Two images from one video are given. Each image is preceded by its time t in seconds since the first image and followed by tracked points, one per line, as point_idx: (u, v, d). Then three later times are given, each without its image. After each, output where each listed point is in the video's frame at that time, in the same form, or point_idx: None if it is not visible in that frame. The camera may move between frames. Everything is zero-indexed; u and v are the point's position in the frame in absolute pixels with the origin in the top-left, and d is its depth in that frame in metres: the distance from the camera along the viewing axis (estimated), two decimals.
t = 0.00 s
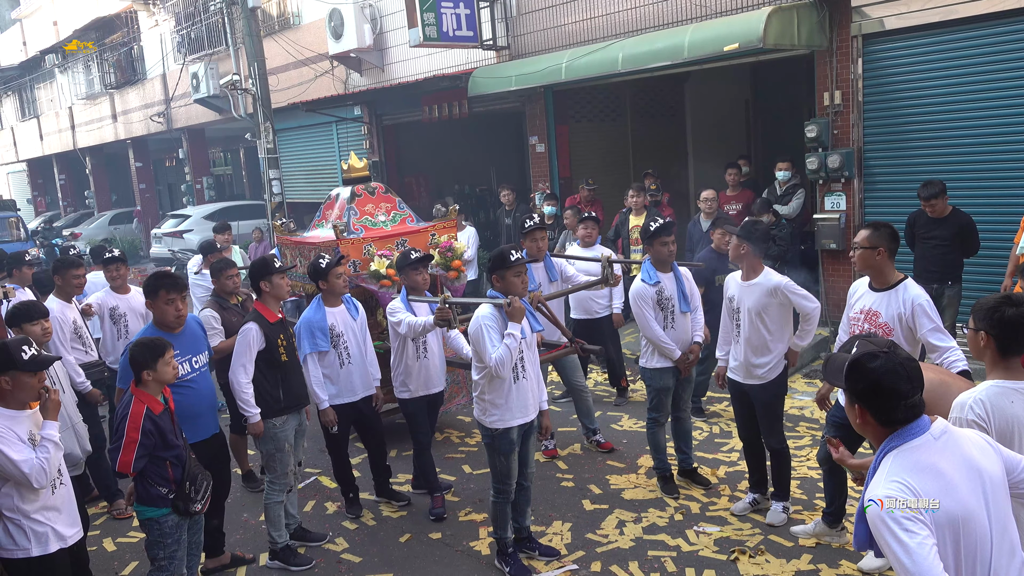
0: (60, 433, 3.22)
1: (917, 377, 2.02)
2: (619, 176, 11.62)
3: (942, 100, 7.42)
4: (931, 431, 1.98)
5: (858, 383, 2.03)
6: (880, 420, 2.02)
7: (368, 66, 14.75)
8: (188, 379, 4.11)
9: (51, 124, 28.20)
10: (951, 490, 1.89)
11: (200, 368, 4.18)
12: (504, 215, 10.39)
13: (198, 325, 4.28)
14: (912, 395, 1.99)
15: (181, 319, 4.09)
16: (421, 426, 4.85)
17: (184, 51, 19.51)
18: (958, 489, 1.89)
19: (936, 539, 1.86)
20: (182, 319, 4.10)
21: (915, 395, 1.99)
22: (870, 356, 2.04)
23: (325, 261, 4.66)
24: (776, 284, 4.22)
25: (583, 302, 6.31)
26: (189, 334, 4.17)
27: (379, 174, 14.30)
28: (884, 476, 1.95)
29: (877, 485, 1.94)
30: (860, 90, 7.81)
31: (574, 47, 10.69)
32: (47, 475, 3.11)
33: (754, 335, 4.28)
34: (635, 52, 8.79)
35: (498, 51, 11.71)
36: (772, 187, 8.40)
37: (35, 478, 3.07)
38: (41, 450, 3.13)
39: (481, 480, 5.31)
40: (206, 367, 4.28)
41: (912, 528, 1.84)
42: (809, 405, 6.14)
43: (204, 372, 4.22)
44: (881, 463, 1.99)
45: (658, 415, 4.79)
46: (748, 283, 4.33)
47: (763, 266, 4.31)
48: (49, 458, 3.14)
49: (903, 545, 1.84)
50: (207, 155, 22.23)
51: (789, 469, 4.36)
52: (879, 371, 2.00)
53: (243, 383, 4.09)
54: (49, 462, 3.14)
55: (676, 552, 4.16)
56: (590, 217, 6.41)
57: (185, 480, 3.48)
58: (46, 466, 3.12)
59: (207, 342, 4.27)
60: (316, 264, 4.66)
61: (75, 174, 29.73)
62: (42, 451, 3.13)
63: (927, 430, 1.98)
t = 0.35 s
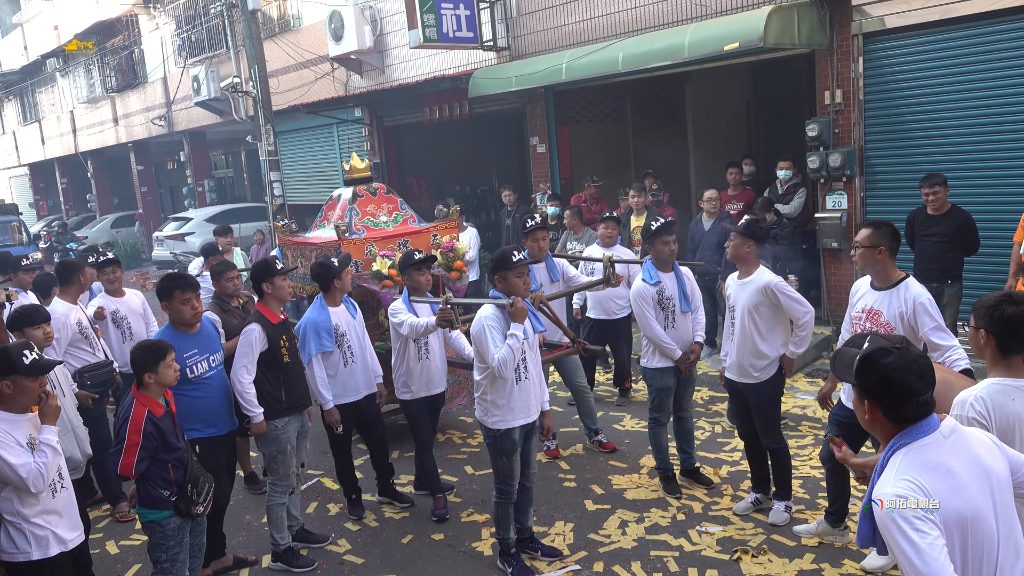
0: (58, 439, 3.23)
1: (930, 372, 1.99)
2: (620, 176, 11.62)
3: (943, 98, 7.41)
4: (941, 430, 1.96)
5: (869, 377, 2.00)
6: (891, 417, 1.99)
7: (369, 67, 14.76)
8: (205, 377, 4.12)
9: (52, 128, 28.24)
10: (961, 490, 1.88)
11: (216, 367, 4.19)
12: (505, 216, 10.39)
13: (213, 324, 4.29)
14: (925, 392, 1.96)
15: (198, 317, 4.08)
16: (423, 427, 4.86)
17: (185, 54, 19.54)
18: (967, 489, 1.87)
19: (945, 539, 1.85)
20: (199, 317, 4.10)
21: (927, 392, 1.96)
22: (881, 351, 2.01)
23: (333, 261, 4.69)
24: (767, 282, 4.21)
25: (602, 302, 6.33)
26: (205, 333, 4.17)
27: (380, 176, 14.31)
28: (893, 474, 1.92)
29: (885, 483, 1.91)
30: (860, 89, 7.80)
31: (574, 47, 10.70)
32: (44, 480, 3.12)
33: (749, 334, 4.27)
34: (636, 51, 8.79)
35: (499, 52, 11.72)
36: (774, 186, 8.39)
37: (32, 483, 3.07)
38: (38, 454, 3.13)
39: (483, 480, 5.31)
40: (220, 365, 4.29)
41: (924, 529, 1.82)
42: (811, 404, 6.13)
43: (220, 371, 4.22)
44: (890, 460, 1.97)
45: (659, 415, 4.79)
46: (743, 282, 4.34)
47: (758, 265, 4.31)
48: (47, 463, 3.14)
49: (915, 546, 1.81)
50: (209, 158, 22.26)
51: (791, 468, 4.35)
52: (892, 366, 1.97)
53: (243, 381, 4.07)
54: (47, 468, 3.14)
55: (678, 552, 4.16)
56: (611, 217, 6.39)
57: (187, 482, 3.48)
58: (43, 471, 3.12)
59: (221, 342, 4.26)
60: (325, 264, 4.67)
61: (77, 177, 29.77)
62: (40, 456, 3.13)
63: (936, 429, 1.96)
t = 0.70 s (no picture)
0: (58, 434, 3.22)
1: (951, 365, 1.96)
2: (621, 171, 11.59)
3: (946, 92, 7.39)
4: (961, 427, 1.94)
5: (888, 367, 1.97)
6: (906, 409, 1.97)
7: (370, 62, 14.73)
8: (213, 370, 4.10)
9: (53, 123, 28.22)
10: (977, 489, 1.86)
11: (224, 360, 4.18)
12: (507, 210, 10.37)
13: (217, 318, 4.27)
14: (941, 386, 1.93)
15: (203, 311, 4.05)
16: (424, 422, 4.86)
17: (186, 48, 19.49)
18: (983, 489, 1.86)
19: (960, 537, 1.83)
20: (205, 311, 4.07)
21: (947, 385, 1.93)
22: (896, 343, 1.97)
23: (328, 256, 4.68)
24: (779, 275, 4.27)
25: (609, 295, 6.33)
26: (211, 326, 4.15)
27: (382, 171, 14.30)
28: (911, 468, 1.90)
29: (903, 477, 1.89)
30: (863, 82, 7.76)
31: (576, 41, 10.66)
32: (44, 476, 3.11)
33: (758, 328, 4.26)
34: (638, 45, 8.76)
35: (500, 46, 11.68)
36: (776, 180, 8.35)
37: (32, 478, 3.07)
38: (38, 450, 3.13)
39: (485, 475, 5.31)
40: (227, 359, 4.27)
41: (941, 528, 1.80)
42: (813, 399, 6.12)
43: (226, 364, 4.20)
44: (907, 454, 1.94)
45: (661, 410, 4.78)
46: (747, 275, 4.34)
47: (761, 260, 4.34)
48: (47, 458, 3.14)
49: (932, 544, 1.79)
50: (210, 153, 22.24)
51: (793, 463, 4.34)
52: (912, 358, 1.94)
53: (248, 372, 4.04)
54: (47, 464, 3.14)
55: (680, 547, 4.16)
56: (619, 212, 6.39)
57: (188, 477, 3.48)
58: (43, 467, 3.12)
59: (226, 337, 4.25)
60: (325, 257, 4.70)
61: (78, 172, 29.78)
62: (40, 451, 3.13)
63: (956, 424, 1.94)
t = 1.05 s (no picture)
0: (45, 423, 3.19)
1: (965, 364, 1.92)
2: (620, 168, 11.56)
3: (944, 88, 7.38)
4: (973, 428, 1.90)
5: (896, 364, 1.94)
6: (915, 408, 1.93)
7: (367, 59, 14.70)
8: (212, 369, 4.09)
9: (51, 121, 28.16)
10: (986, 495, 1.83)
11: (223, 359, 4.17)
12: (505, 207, 10.36)
13: (216, 317, 4.25)
14: (951, 385, 1.89)
15: (203, 310, 4.03)
16: (422, 419, 4.86)
17: (182, 45, 19.44)
18: (992, 494, 1.83)
19: (964, 542, 1.80)
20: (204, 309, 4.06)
21: (958, 384, 1.89)
22: (904, 339, 1.94)
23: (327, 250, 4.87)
24: (779, 271, 4.28)
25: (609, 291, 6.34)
26: (211, 325, 4.13)
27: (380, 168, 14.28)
28: (919, 469, 1.86)
29: (911, 478, 1.85)
30: (862, 78, 7.76)
31: (574, 37, 10.64)
32: (30, 464, 3.07)
33: (761, 326, 4.27)
34: (636, 41, 8.74)
35: (498, 43, 11.66)
36: (774, 176, 8.35)
37: (18, 466, 3.03)
38: (25, 438, 3.09)
39: (484, 472, 5.31)
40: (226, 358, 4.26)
41: (947, 534, 1.77)
42: (812, 395, 6.12)
43: (226, 364, 4.21)
44: (915, 454, 1.91)
45: (659, 407, 4.77)
46: (748, 272, 4.32)
47: (761, 258, 4.31)
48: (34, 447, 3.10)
49: (937, 549, 1.76)
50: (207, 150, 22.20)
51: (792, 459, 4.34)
52: (921, 355, 1.90)
53: (258, 370, 4.07)
54: (34, 451, 3.10)
55: (679, 544, 4.15)
56: (617, 208, 6.36)
57: (184, 476, 3.47)
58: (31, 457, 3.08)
59: (226, 335, 4.24)
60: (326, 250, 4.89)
61: (76, 170, 29.75)
62: (27, 440, 3.09)
63: (968, 426, 1.90)
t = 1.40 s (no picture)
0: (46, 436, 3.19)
1: (967, 364, 1.90)
2: (617, 166, 11.55)
3: (942, 85, 7.38)
4: (975, 431, 1.89)
5: (897, 362, 1.93)
6: (916, 408, 1.92)
7: (365, 57, 14.68)
8: (208, 369, 4.08)
9: (48, 120, 28.10)
10: (983, 499, 1.83)
11: (221, 360, 4.16)
12: (503, 206, 10.34)
13: (217, 318, 4.27)
14: (952, 386, 1.88)
15: (206, 309, 4.04)
16: (420, 418, 4.85)
17: (180, 44, 19.39)
18: (989, 498, 1.83)
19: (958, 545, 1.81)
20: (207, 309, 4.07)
21: (959, 384, 1.88)
22: (904, 337, 1.93)
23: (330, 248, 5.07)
24: (781, 269, 4.29)
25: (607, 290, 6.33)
26: (210, 325, 4.15)
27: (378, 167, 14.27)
28: (916, 471, 1.86)
29: (908, 480, 1.85)
30: (859, 76, 7.76)
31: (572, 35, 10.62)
32: (25, 479, 3.08)
33: (761, 324, 4.26)
34: (634, 39, 8.73)
35: (496, 41, 11.63)
36: (772, 174, 8.35)
37: (9, 480, 3.03)
38: (24, 452, 3.10)
39: (482, 471, 5.31)
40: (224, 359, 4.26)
41: (942, 537, 1.77)
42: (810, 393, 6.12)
43: (224, 364, 4.20)
44: (914, 455, 1.91)
45: (658, 405, 4.77)
46: (749, 270, 4.31)
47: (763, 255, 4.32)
48: (31, 461, 3.11)
49: (930, 554, 1.76)
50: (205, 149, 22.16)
51: (790, 457, 4.34)
52: (920, 355, 1.89)
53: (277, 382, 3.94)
54: (31, 465, 3.11)
55: (677, 542, 4.15)
56: (615, 207, 6.36)
57: (176, 476, 3.45)
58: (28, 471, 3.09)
59: (226, 336, 4.25)
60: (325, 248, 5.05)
61: (73, 169, 29.66)
62: (26, 453, 3.11)
63: (970, 428, 1.89)
